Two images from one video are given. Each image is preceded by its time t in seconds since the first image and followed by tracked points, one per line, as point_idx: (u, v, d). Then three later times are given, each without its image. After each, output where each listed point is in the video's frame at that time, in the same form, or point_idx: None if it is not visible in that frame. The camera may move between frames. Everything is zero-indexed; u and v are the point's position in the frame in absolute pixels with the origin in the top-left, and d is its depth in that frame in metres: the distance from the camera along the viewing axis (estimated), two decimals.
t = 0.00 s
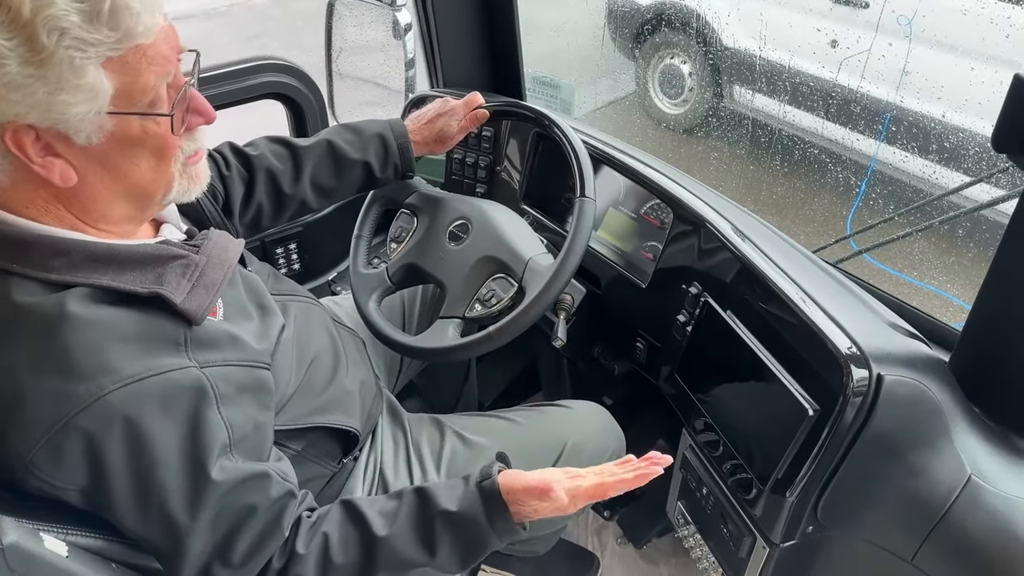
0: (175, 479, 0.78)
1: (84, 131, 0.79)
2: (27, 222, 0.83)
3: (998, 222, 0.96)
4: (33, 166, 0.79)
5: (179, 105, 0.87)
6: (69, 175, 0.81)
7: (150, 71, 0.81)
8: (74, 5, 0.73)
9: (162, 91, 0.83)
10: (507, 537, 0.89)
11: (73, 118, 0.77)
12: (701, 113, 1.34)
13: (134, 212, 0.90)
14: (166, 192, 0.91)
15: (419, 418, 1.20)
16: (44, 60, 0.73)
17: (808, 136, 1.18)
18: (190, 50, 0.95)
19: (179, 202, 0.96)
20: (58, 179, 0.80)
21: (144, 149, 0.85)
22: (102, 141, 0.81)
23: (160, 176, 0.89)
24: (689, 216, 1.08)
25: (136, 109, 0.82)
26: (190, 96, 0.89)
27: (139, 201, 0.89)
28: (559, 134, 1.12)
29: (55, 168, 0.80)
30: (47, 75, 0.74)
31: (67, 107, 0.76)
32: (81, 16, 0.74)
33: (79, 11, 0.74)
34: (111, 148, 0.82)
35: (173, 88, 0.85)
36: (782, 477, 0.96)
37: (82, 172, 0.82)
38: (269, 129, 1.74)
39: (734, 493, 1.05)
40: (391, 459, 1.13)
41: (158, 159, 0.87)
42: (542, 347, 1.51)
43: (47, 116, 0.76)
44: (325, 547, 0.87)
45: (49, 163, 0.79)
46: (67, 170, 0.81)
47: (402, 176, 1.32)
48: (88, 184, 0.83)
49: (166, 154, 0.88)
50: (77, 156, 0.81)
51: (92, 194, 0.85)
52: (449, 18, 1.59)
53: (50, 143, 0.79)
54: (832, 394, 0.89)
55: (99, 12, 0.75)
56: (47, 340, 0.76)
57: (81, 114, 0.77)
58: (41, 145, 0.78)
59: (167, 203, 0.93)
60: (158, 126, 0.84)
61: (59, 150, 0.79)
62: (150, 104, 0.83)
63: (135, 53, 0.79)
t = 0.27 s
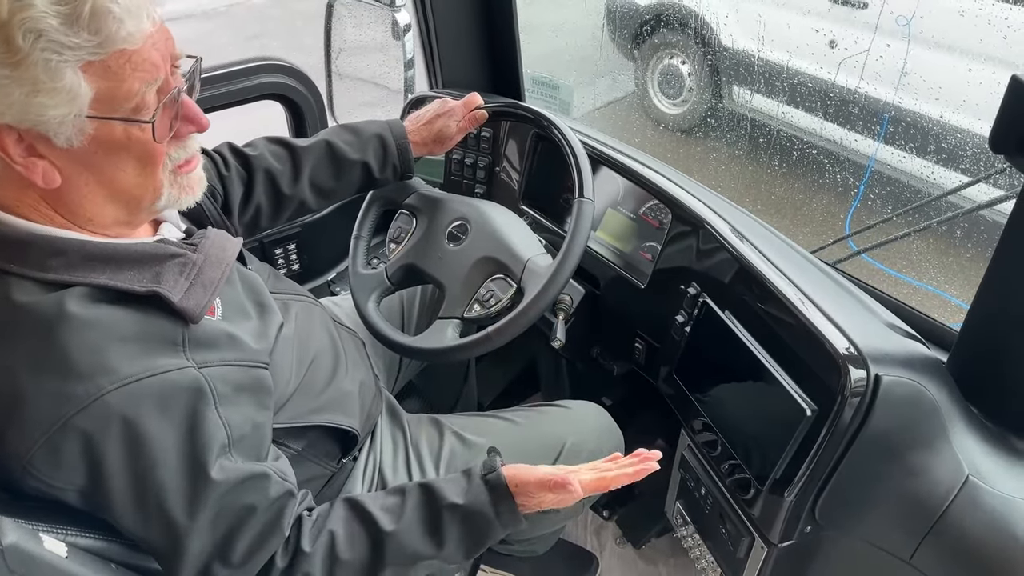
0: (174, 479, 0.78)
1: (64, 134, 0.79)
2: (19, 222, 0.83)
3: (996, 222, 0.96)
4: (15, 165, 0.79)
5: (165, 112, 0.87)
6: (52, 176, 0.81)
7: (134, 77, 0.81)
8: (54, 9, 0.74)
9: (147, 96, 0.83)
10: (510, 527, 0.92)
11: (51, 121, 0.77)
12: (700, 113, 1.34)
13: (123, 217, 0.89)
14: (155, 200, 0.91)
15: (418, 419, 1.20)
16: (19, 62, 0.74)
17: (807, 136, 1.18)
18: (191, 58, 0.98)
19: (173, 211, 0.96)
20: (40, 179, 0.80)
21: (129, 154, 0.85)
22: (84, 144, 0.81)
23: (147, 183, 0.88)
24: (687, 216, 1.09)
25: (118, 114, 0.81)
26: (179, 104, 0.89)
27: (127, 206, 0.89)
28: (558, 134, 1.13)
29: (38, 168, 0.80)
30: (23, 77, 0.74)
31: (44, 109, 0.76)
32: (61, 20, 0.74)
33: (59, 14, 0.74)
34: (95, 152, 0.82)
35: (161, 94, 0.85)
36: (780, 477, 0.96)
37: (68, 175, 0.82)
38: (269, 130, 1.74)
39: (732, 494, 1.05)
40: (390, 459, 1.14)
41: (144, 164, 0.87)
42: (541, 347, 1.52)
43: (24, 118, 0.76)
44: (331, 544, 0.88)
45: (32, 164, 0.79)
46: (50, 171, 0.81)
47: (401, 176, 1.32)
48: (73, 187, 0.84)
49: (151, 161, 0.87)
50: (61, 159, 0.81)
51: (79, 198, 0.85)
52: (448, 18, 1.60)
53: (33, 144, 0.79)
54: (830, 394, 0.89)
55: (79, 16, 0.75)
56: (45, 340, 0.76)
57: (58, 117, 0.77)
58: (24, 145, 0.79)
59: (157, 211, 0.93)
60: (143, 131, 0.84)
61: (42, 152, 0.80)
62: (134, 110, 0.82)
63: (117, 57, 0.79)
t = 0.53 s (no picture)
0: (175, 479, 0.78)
1: (62, 135, 0.79)
2: (20, 221, 0.83)
3: (995, 221, 0.96)
4: (14, 166, 0.79)
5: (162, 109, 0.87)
6: (51, 176, 0.81)
7: (130, 76, 0.81)
8: (48, 8, 0.74)
9: (144, 95, 0.83)
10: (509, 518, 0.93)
11: (48, 121, 0.77)
12: (700, 113, 1.34)
13: (123, 215, 0.90)
14: (153, 197, 0.91)
15: (417, 419, 1.20)
16: (15, 62, 0.73)
17: (806, 135, 1.18)
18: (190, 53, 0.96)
19: (173, 208, 0.96)
20: (40, 179, 0.80)
21: (127, 153, 0.84)
22: (82, 145, 0.81)
23: (145, 180, 0.89)
24: (687, 216, 1.09)
25: (115, 113, 0.81)
26: (177, 101, 0.89)
27: (127, 205, 0.89)
28: (557, 134, 1.12)
29: (37, 169, 0.80)
30: (18, 76, 0.74)
31: (41, 110, 0.76)
32: (55, 19, 0.74)
33: (53, 14, 0.74)
34: (93, 152, 0.82)
35: (157, 92, 0.85)
36: (780, 476, 0.96)
37: (67, 175, 0.82)
38: (268, 129, 1.73)
39: (732, 493, 1.05)
40: (390, 458, 1.14)
41: (142, 162, 0.87)
42: (541, 347, 1.52)
43: (21, 118, 0.76)
44: (342, 540, 0.89)
45: (31, 164, 0.79)
46: (49, 171, 0.81)
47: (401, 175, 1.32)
48: (72, 186, 0.83)
49: (150, 160, 0.88)
50: (60, 159, 0.81)
51: (77, 197, 0.85)
52: (448, 17, 1.60)
53: (31, 144, 0.79)
54: (830, 393, 0.89)
55: (74, 14, 0.75)
56: (46, 339, 0.76)
57: (55, 117, 0.77)
58: (22, 145, 0.78)
59: (157, 208, 0.93)
60: (140, 130, 0.84)
61: (41, 152, 0.79)
62: (131, 109, 0.82)
63: (112, 56, 0.79)
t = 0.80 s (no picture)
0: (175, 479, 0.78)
1: (64, 136, 0.78)
2: (19, 222, 0.82)
3: (996, 221, 0.96)
4: (15, 167, 0.78)
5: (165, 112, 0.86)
6: (52, 177, 0.81)
7: (132, 77, 0.81)
8: (50, 9, 0.73)
9: (146, 97, 0.83)
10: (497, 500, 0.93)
11: (50, 123, 0.77)
12: (701, 112, 1.34)
13: (124, 216, 0.89)
14: (154, 197, 0.90)
15: (417, 418, 1.20)
16: (17, 64, 0.73)
17: (807, 135, 1.18)
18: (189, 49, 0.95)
19: (174, 210, 0.96)
20: (41, 181, 0.80)
21: (129, 154, 0.84)
22: (84, 146, 0.81)
23: (146, 181, 0.88)
24: (688, 215, 1.08)
25: (117, 114, 0.81)
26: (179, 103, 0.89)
27: (128, 205, 0.89)
28: (557, 133, 1.12)
29: (39, 170, 0.80)
30: (21, 79, 0.74)
31: (44, 112, 0.76)
32: (58, 21, 0.74)
33: (55, 15, 0.74)
34: (94, 152, 0.82)
35: (160, 94, 0.85)
36: (781, 476, 0.95)
37: (68, 176, 0.82)
38: (267, 129, 1.74)
39: (733, 493, 1.05)
40: (390, 459, 1.13)
41: (144, 164, 0.87)
42: (541, 347, 1.51)
43: (23, 120, 0.75)
44: (334, 542, 0.88)
45: (32, 165, 0.79)
46: (50, 172, 0.80)
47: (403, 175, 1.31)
48: (73, 187, 0.83)
49: (152, 161, 0.87)
50: (62, 160, 0.81)
51: (79, 198, 0.84)
52: (448, 16, 1.59)
53: (33, 146, 0.78)
54: (831, 393, 0.89)
55: (76, 16, 0.74)
56: (45, 340, 0.76)
57: (57, 119, 0.77)
58: (23, 147, 0.78)
59: (158, 209, 0.93)
60: (143, 131, 0.84)
61: (43, 153, 0.79)
62: (133, 110, 0.82)
63: (115, 58, 0.78)
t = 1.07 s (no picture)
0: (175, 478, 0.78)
1: (72, 138, 0.78)
2: (21, 221, 0.82)
3: (997, 220, 0.96)
4: (21, 167, 0.78)
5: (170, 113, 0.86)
6: (57, 177, 0.81)
7: (141, 80, 0.81)
8: (62, 12, 0.73)
9: (154, 99, 0.83)
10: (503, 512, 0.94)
11: (58, 125, 0.77)
12: (701, 112, 1.33)
13: (127, 216, 0.89)
14: (157, 197, 0.90)
15: (417, 418, 1.20)
16: (29, 66, 0.73)
17: (807, 134, 1.18)
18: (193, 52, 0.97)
19: (176, 208, 0.96)
20: (46, 181, 0.80)
21: (135, 155, 0.84)
22: (91, 148, 0.81)
23: (150, 181, 0.88)
24: (688, 214, 1.08)
25: (125, 117, 0.81)
26: (184, 104, 0.89)
27: (132, 206, 0.89)
28: (557, 132, 1.11)
29: (44, 170, 0.80)
30: (32, 81, 0.74)
31: (52, 115, 0.76)
32: (69, 24, 0.73)
33: (68, 18, 0.73)
34: (100, 154, 0.82)
35: (166, 96, 0.85)
36: (781, 476, 0.95)
37: (73, 176, 0.82)
38: (268, 129, 1.75)
39: (733, 493, 1.05)
40: (390, 459, 1.13)
41: (149, 164, 0.86)
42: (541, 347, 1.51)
43: (31, 122, 0.75)
44: (337, 543, 0.89)
45: (37, 166, 0.79)
46: (55, 173, 0.80)
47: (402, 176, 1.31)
48: (78, 187, 0.83)
49: (157, 162, 0.87)
50: (67, 161, 0.81)
51: (83, 198, 0.84)
52: (447, 15, 1.59)
53: (39, 146, 0.78)
54: (831, 393, 0.89)
55: (88, 19, 0.74)
56: (45, 339, 0.76)
57: (65, 122, 0.77)
58: (29, 147, 0.78)
59: (160, 208, 0.93)
60: (149, 133, 0.84)
61: (48, 153, 0.79)
62: (141, 113, 0.82)
63: (125, 60, 0.78)
